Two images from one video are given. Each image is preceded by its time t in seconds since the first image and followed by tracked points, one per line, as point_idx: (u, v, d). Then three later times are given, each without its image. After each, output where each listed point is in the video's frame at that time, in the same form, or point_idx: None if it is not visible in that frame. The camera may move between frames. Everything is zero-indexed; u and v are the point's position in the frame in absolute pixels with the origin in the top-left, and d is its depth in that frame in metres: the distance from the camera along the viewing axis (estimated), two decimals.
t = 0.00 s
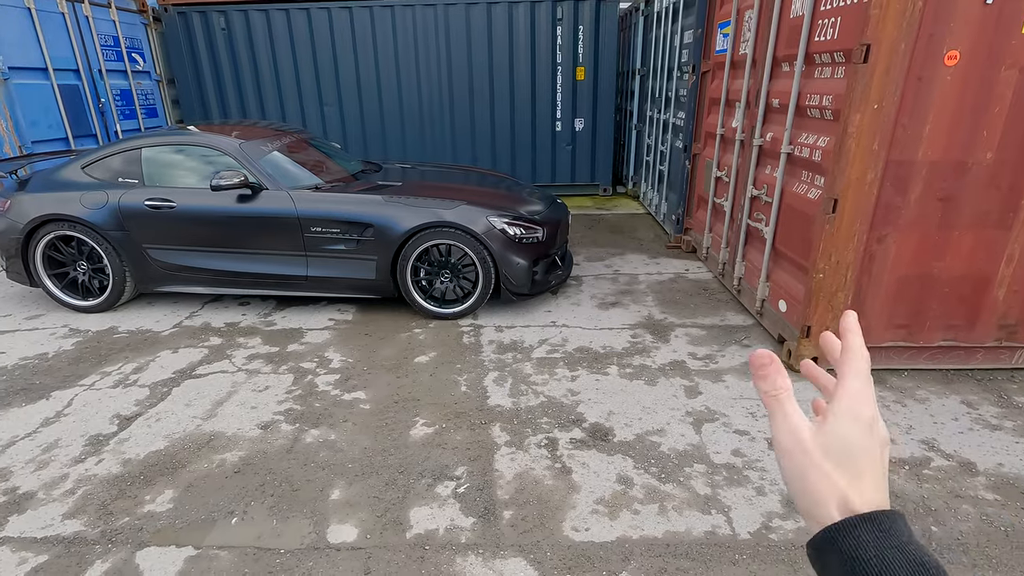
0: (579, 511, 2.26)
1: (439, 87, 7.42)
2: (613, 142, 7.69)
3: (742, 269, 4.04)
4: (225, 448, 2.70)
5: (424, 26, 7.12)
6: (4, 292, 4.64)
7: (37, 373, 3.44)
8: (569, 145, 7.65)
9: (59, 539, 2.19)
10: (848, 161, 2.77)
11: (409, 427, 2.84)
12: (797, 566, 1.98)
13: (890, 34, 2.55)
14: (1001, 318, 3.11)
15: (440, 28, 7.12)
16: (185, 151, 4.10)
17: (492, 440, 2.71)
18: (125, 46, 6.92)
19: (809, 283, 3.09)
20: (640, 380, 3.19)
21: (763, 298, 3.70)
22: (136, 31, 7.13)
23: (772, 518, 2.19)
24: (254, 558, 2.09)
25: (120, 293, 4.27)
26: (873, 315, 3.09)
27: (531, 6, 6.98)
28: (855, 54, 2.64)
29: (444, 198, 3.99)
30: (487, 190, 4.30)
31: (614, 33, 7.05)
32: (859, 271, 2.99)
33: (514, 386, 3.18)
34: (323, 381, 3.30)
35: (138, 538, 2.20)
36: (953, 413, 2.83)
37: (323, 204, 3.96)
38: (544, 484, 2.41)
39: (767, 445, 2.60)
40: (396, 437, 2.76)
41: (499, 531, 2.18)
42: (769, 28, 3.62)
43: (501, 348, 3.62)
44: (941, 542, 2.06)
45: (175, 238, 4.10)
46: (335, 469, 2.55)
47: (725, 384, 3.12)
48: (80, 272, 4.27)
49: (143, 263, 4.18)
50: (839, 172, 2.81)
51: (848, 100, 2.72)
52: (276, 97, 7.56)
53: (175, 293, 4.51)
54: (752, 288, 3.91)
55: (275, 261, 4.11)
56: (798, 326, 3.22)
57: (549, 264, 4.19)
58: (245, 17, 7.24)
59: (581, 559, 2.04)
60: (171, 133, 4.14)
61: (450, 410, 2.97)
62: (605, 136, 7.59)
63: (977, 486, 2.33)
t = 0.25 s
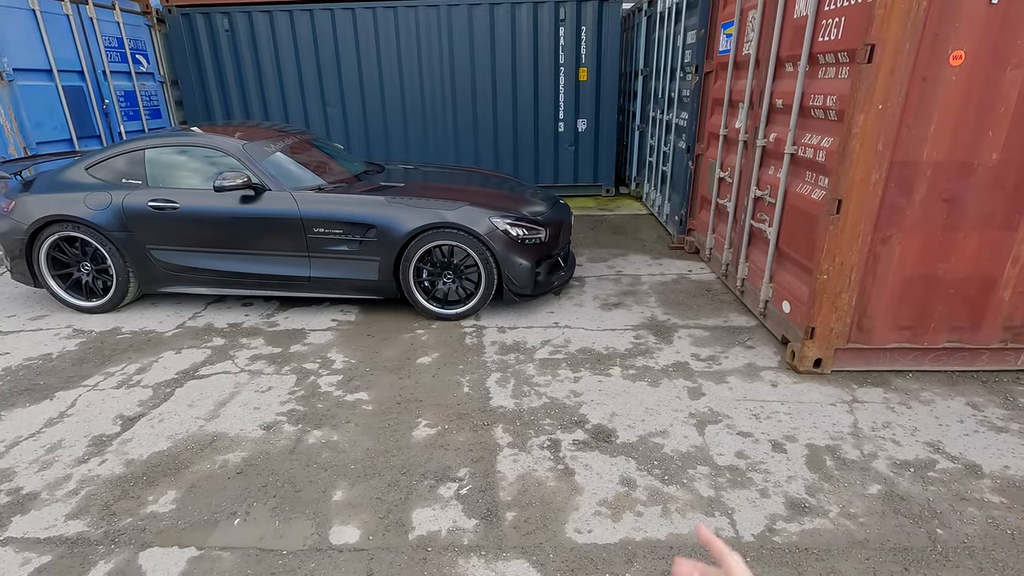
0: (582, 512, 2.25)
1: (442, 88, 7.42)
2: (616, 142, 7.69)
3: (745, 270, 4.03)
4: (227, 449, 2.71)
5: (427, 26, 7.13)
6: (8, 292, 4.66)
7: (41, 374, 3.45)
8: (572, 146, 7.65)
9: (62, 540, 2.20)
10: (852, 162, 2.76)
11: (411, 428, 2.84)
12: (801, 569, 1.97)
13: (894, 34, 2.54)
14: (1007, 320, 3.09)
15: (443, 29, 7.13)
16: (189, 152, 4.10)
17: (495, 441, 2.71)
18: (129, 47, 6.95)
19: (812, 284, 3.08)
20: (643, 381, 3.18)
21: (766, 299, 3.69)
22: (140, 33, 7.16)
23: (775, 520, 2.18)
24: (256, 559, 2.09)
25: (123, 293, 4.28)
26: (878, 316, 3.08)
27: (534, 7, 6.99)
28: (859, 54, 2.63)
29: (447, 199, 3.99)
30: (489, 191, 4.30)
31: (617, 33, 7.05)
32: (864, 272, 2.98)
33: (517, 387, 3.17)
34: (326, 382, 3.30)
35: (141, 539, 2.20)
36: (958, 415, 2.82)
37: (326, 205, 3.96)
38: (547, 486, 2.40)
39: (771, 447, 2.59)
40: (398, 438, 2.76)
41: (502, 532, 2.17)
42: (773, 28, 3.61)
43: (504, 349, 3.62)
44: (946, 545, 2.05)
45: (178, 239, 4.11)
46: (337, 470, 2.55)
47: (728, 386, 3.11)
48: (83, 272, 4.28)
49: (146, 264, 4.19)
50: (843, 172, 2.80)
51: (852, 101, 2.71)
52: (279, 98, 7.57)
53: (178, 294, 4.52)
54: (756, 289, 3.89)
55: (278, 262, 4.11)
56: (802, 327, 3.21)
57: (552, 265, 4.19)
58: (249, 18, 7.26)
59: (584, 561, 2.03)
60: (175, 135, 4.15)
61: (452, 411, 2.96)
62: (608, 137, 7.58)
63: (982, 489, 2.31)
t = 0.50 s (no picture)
0: (583, 517, 2.24)
1: (444, 89, 7.42)
2: (619, 143, 7.67)
3: (748, 272, 4.01)
4: (229, 452, 2.70)
5: (430, 27, 7.13)
6: (12, 293, 4.67)
7: (43, 375, 3.45)
8: (575, 147, 7.63)
9: (63, 542, 2.19)
10: (857, 163, 2.74)
11: (413, 430, 2.83)
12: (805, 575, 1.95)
13: (900, 35, 2.52)
14: (1014, 322, 3.06)
15: (446, 30, 7.13)
16: (191, 154, 4.11)
17: (497, 444, 2.69)
18: (133, 49, 6.97)
19: (817, 287, 3.06)
20: (646, 384, 3.16)
21: (770, 301, 3.66)
22: (145, 34, 7.18)
23: (779, 526, 2.16)
24: (257, 562, 2.09)
25: (126, 294, 4.29)
26: (883, 319, 3.06)
27: (537, 7, 6.98)
28: (864, 55, 2.61)
29: (449, 201, 3.98)
30: (492, 193, 4.29)
31: (620, 34, 7.03)
32: (868, 274, 2.96)
33: (519, 389, 3.16)
34: (327, 384, 3.29)
35: (141, 541, 2.20)
36: (964, 419, 2.79)
37: (329, 206, 3.96)
38: (549, 489, 2.39)
39: (774, 451, 2.57)
40: (399, 440, 2.75)
41: (503, 537, 2.16)
42: (776, 29, 3.59)
43: (506, 351, 3.61)
44: (952, 551, 2.03)
45: (181, 240, 4.11)
46: (338, 473, 2.54)
47: (732, 389, 3.09)
48: (87, 274, 4.29)
49: (149, 265, 4.19)
50: (847, 174, 2.78)
51: (857, 102, 2.69)
52: (282, 99, 7.58)
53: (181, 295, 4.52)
54: (759, 291, 3.87)
55: (280, 263, 4.11)
56: (806, 330, 3.19)
57: (554, 267, 4.17)
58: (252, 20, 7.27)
59: (586, 566, 2.01)
60: (177, 136, 4.15)
61: (454, 414, 2.95)
62: (611, 138, 7.57)
63: (989, 495, 2.29)
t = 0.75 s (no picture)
0: (585, 518, 2.23)
1: (447, 89, 7.41)
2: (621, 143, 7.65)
3: (751, 273, 3.99)
4: (230, 452, 2.70)
5: (433, 28, 7.13)
6: (16, 293, 4.68)
7: (45, 375, 3.46)
8: (577, 147, 7.62)
9: (63, 542, 2.19)
10: (860, 163, 2.72)
11: (414, 431, 2.82)
12: None
13: (904, 34, 2.51)
14: (1019, 324, 3.04)
15: (448, 31, 7.12)
16: (194, 154, 4.11)
17: (498, 445, 2.68)
18: (137, 49, 6.99)
19: (820, 288, 3.04)
20: (648, 385, 3.14)
21: (772, 302, 3.65)
22: (148, 35, 7.20)
23: (782, 528, 2.14)
24: (256, 563, 2.08)
25: (128, 294, 4.29)
26: (887, 320, 3.04)
27: (540, 8, 6.97)
28: (868, 54, 2.60)
29: (450, 201, 3.97)
30: (493, 193, 4.28)
31: (623, 34, 7.02)
32: (872, 275, 2.94)
33: (521, 390, 3.15)
34: (328, 384, 3.28)
35: (141, 542, 2.19)
36: (969, 421, 2.77)
37: (330, 207, 3.96)
38: (550, 491, 2.38)
39: (777, 453, 2.55)
40: (400, 441, 2.74)
41: (504, 538, 2.15)
42: (780, 28, 3.57)
43: (507, 352, 3.60)
44: (957, 554, 2.01)
45: (183, 240, 4.11)
46: (338, 473, 2.53)
47: (734, 390, 3.07)
48: (89, 274, 4.30)
49: (151, 265, 4.20)
50: (851, 174, 2.76)
51: (861, 101, 2.67)
52: (285, 100, 7.59)
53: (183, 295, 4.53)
54: (762, 292, 3.85)
55: (282, 264, 4.11)
56: (809, 331, 3.17)
57: (556, 267, 4.16)
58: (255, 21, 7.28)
59: (586, 568, 2.00)
60: (180, 136, 4.16)
61: (455, 414, 2.94)
62: (614, 138, 7.55)
63: (994, 497, 2.27)
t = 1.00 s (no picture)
0: (588, 521, 2.22)
1: (451, 90, 7.41)
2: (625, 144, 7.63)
3: (756, 274, 3.97)
4: (233, 453, 2.70)
5: (436, 28, 7.12)
6: (21, 293, 4.70)
7: (50, 375, 3.47)
8: (581, 147, 7.61)
9: (66, 543, 2.19)
10: (866, 164, 2.70)
11: (416, 432, 2.81)
12: None
13: (911, 33, 2.49)
14: None
15: (452, 30, 7.12)
16: (198, 155, 4.12)
17: (501, 446, 2.68)
18: (142, 50, 7.01)
19: (825, 289, 3.02)
20: (652, 387, 3.13)
21: (777, 303, 3.63)
22: (153, 36, 7.22)
23: (787, 532, 2.13)
24: (259, 564, 2.08)
25: (132, 295, 4.30)
26: (893, 322, 3.02)
27: (544, 8, 6.96)
28: (874, 54, 2.58)
29: (454, 201, 3.96)
30: (497, 193, 4.27)
31: (627, 34, 7.00)
32: (878, 277, 2.92)
33: (524, 392, 3.14)
34: (331, 385, 3.28)
35: (144, 543, 2.19)
36: (976, 423, 2.75)
37: (334, 207, 3.95)
38: (553, 493, 2.37)
39: (782, 456, 2.54)
40: (403, 442, 2.74)
41: (506, 540, 2.14)
42: (785, 27, 3.55)
43: (511, 353, 3.59)
44: (964, 558, 1.99)
45: (186, 241, 4.12)
46: (341, 475, 2.53)
47: (738, 392, 3.05)
48: (94, 274, 4.31)
49: (155, 265, 4.21)
50: (856, 175, 2.74)
51: (867, 101, 2.66)
52: (289, 100, 7.59)
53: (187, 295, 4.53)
54: (767, 293, 3.83)
55: (285, 264, 4.11)
56: (814, 333, 3.15)
57: (559, 268, 4.15)
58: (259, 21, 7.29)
59: (590, 571, 1.99)
60: (184, 137, 4.17)
61: (458, 416, 2.93)
62: (617, 139, 7.53)
63: (1002, 501, 2.25)
